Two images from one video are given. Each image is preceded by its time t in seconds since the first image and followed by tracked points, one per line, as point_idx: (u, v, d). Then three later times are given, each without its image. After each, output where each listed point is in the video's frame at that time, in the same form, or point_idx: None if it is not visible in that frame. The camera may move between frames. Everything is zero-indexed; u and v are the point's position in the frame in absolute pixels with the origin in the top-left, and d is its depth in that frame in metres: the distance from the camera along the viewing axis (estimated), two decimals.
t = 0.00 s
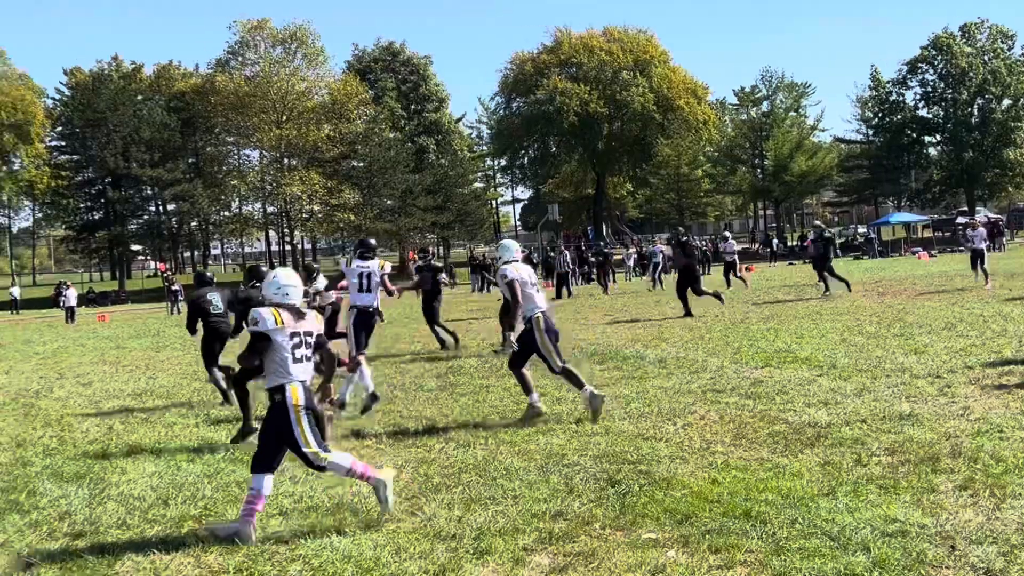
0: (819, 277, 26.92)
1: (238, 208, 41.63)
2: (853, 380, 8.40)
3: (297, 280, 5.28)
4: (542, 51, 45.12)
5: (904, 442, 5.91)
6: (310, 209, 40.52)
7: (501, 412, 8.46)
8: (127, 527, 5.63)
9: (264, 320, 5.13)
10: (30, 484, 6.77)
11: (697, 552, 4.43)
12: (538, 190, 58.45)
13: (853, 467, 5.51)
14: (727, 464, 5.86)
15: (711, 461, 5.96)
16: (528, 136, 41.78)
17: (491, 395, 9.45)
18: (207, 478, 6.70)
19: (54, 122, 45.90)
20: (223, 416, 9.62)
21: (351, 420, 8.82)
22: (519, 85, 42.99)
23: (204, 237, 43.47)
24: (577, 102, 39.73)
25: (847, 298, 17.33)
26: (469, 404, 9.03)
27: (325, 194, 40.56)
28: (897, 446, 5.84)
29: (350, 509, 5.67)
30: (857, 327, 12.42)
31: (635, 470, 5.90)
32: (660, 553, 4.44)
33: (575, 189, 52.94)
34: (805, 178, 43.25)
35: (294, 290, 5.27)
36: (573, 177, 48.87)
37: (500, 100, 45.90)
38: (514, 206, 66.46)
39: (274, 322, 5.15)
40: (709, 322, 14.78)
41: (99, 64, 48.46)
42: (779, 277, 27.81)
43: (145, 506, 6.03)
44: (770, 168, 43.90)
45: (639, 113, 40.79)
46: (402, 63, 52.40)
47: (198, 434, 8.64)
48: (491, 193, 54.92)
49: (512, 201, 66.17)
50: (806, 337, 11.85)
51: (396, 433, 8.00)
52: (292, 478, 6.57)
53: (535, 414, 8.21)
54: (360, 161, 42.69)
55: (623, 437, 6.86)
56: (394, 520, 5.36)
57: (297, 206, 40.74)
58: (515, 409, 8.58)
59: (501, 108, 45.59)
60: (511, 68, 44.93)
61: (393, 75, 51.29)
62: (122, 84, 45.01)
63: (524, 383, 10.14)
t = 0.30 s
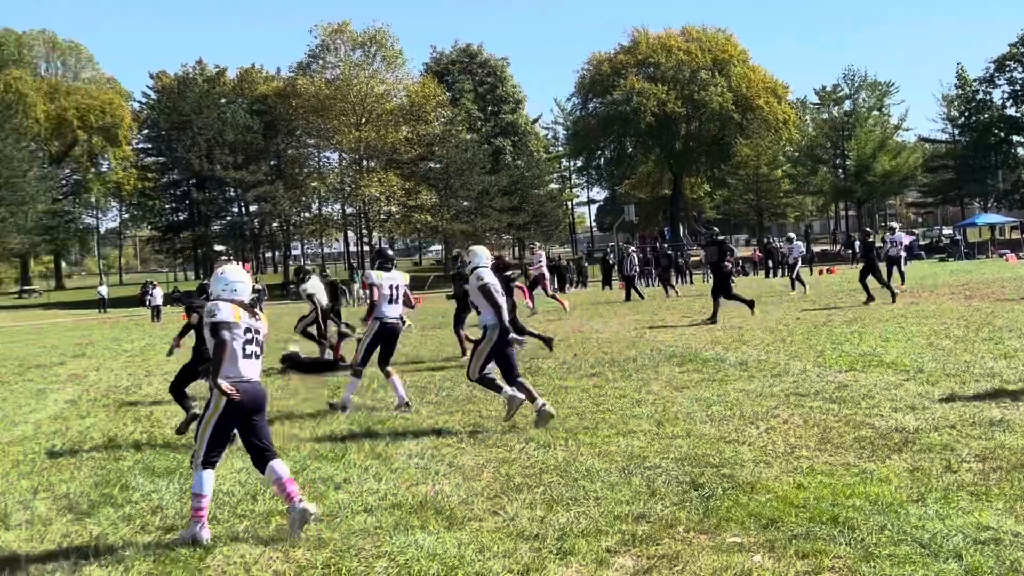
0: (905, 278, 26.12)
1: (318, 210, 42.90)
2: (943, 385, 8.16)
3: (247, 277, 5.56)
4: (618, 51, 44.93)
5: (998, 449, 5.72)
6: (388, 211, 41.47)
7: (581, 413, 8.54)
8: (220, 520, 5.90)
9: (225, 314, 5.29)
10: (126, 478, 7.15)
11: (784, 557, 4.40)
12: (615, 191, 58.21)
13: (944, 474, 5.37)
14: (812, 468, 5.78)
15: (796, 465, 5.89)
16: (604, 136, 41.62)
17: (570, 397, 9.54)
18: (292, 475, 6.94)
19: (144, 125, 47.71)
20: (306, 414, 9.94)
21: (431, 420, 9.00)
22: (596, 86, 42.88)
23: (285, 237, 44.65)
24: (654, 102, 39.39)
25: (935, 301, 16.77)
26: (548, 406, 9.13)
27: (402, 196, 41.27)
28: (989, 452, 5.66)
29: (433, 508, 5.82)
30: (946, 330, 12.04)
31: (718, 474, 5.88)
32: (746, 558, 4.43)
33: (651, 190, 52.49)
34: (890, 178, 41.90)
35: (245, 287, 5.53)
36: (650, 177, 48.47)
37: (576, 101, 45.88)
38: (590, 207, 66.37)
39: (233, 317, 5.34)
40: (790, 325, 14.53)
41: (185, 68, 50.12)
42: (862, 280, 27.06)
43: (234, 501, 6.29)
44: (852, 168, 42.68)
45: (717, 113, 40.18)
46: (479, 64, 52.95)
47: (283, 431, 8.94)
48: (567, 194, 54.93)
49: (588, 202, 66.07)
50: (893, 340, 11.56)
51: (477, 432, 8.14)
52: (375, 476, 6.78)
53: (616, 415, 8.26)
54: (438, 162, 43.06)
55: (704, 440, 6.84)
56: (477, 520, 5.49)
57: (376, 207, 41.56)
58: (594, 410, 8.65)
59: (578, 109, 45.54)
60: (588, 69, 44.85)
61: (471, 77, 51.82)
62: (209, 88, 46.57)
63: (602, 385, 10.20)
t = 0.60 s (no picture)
0: (997, 284, 25.17)
1: (397, 212, 43.32)
2: None
3: (223, 296, 5.86)
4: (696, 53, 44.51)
5: None
6: (465, 213, 41.92)
7: (661, 418, 8.66)
8: (304, 520, 6.17)
9: (180, 335, 5.72)
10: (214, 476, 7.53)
11: (873, 567, 4.49)
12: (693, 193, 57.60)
13: None
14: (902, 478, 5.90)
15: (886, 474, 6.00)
16: (683, 138, 41.21)
17: (649, 402, 9.65)
18: (374, 476, 7.20)
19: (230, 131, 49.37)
20: (387, 415, 10.25)
21: (510, 423, 9.18)
22: (674, 88, 42.54)
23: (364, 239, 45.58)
24: (733, 103, 38.81)
25: None
26: (628, 410, 9.26)
27: (480, 198, 41.81)
28: None
29: (514, 510, 5.98)
30: None
31: (804, 481, 6.05)
32: (833, 566, 4.53)
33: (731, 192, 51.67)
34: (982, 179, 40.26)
35: (220, 304, 5.85)
36: (729, 178, 47.77)
37: (654, 102, 45.61)
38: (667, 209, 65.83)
39: (188, 337, 5.72)
40: (875, 330, 14.23)
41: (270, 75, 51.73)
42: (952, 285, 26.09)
43: (319, 500, 6.60)
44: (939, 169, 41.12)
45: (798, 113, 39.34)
46: (556, 67, 53.26)
47: (364, 432, 9.23)
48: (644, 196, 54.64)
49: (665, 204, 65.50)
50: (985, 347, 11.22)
51: (557, 436, 8.30)
52: (458, 477, 7.01)
53: (698, 420, 8.40)
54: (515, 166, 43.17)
55: (789, 447, 6.99)
56: (559, 524, 5.65)
57: (453, 210, 42.08)
58: (675, 415, 8.78)
59: (655, 111, 45.21)
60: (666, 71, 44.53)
61: (548, 80, 52.21)
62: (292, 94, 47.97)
63: (682, 390, 10.29)
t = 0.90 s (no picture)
0: None
1: (475, 217, 44.12)
2: None
3: (228, 305, 6.04)
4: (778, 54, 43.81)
5: None
6: (543, 218, 42.30)
7: (742, 426, 8.79)
8: (384, 522, 6.42)
9: (183, 340, 6.00)
10: (296, 477, 7.88)
11: None
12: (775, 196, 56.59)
13: None
14: (992, 488, 6.29)
15: (976, 483, 6.43)
16: (764, 141, 40.59)
17: (731, 409, 9.76)
18: (455, 479, 7.49)
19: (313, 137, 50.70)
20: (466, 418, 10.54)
21: (588, 429, 9.33)
22: (755, 91, 41.92)
23: (442, 244, 46.25)
24: (816, 106, 38.01)
25: None
26: (708, 417, 9.41)
27: (557, 204, 42.10)
28: None
29: (594, 516, 6.20)
30: None
31: (891, 491, 6.36)
32: None
33: (813, 195, 50.55)
34: None
35: (226, 313, 6.04)
36: (812, 182, 46.77)
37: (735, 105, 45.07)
38: (748, 212, 64.83)
39: (191, 342, 6.00)
40: (964, 338, 13.89)
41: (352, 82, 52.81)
42: None
43: (400, 502, 6.89)
44: None
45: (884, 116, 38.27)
46: (635, 71, 53.18)
47: (441, 435, 9.51)
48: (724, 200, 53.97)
49: (746, 208, 64.53)
50: None
51: (634, 443, 8.48)
52: (538, 482, 7.25)
53: (781, 428, 8.56)
54: (592, 170, 43.48)
55: (876, 456, 7.32)
56: (640, 531, 5.87)
57: (531, 215, 42.38)
58: (757, 422, 8.94)
59: (736, 114, 44.61)
60: (746, 73, 43.95)
61: (627, 84, 52.20)
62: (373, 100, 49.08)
63: (765, 396, 10.36)
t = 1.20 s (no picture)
0: None
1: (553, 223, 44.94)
2: None
3: (233, 327, 6.59)
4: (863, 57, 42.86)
5: None
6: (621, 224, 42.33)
7: (827, 435, 8.84)
8: (463, 527, 6.74)
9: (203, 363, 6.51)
10: (377, 481, 8.28)
11: None
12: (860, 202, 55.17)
13: None
14: None
15: None
16: (848, 145, 39.72)
17: (815, 417, 9.79)
18: (535, 485, 7.78)
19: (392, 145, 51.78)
20: (542, 426, 10.79)
21: (669, 437, 9.47)
22: (839, 94, 41.05)
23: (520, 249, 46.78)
24: (902, 109, 37.03)
25: None
26: (792, 425, 9.48)
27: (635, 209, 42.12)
28: None
29: (675, 525, 6.41)
30: None
31: (983, 504, 6.37)
32: None
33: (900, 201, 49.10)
34: None
35: (236, 330, 6.60)
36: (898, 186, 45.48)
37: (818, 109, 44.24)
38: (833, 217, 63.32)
39: (209, 364, 6.50)
40: None
41: (432, 90, 53.67)
42: None
43: (481, 507, 7.21)
44: None
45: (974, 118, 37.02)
46: (715, 75, 52.75)
47: (516, 442, 9.80)
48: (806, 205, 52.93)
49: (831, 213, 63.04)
50: None
51: (715, 452, 8.63)
52: (617, 489, 7.49)
53: (865, 437, 8.58)
54: (671, 175, 43.09)
55: (964, 467, 7.29)
56: (722, 540, 6.04)
57: (609, 221, 42.42)
58: (841, 431, 8.97)
59: (819, 118, 43.80)
60: (830, 77, 43.14)
61: (707, 88, 51.83)
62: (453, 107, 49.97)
63: (850, 405, 10.32)
